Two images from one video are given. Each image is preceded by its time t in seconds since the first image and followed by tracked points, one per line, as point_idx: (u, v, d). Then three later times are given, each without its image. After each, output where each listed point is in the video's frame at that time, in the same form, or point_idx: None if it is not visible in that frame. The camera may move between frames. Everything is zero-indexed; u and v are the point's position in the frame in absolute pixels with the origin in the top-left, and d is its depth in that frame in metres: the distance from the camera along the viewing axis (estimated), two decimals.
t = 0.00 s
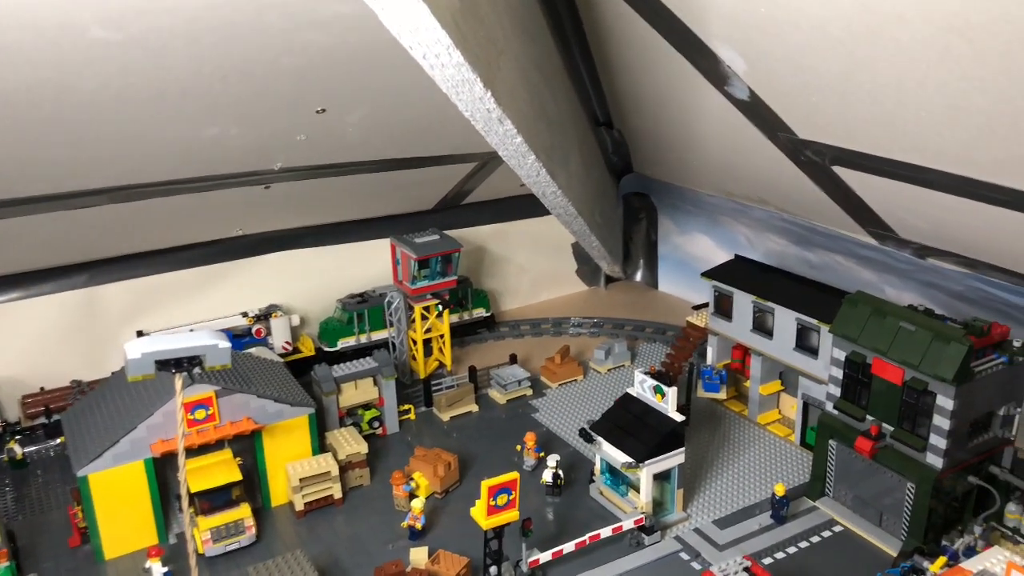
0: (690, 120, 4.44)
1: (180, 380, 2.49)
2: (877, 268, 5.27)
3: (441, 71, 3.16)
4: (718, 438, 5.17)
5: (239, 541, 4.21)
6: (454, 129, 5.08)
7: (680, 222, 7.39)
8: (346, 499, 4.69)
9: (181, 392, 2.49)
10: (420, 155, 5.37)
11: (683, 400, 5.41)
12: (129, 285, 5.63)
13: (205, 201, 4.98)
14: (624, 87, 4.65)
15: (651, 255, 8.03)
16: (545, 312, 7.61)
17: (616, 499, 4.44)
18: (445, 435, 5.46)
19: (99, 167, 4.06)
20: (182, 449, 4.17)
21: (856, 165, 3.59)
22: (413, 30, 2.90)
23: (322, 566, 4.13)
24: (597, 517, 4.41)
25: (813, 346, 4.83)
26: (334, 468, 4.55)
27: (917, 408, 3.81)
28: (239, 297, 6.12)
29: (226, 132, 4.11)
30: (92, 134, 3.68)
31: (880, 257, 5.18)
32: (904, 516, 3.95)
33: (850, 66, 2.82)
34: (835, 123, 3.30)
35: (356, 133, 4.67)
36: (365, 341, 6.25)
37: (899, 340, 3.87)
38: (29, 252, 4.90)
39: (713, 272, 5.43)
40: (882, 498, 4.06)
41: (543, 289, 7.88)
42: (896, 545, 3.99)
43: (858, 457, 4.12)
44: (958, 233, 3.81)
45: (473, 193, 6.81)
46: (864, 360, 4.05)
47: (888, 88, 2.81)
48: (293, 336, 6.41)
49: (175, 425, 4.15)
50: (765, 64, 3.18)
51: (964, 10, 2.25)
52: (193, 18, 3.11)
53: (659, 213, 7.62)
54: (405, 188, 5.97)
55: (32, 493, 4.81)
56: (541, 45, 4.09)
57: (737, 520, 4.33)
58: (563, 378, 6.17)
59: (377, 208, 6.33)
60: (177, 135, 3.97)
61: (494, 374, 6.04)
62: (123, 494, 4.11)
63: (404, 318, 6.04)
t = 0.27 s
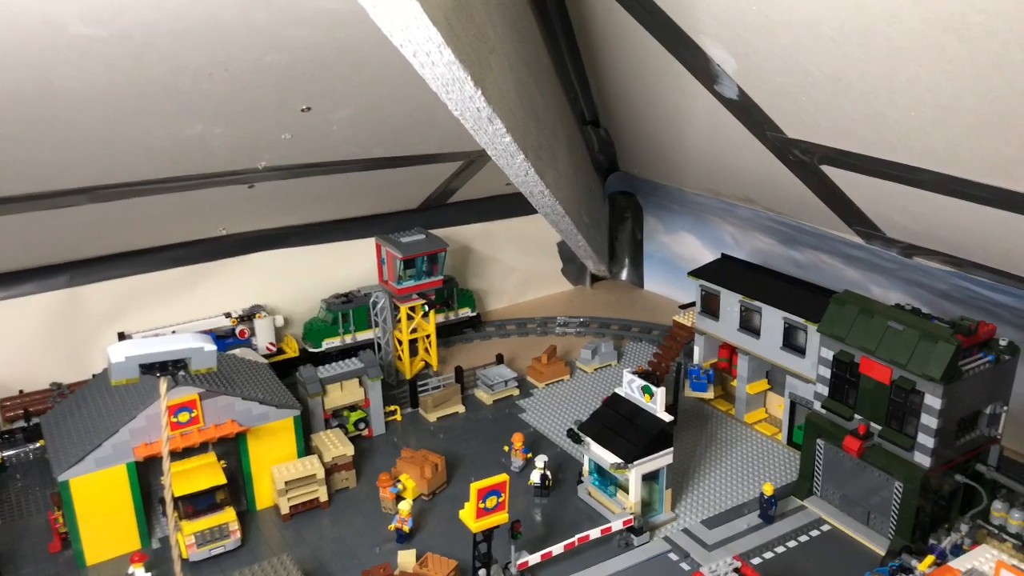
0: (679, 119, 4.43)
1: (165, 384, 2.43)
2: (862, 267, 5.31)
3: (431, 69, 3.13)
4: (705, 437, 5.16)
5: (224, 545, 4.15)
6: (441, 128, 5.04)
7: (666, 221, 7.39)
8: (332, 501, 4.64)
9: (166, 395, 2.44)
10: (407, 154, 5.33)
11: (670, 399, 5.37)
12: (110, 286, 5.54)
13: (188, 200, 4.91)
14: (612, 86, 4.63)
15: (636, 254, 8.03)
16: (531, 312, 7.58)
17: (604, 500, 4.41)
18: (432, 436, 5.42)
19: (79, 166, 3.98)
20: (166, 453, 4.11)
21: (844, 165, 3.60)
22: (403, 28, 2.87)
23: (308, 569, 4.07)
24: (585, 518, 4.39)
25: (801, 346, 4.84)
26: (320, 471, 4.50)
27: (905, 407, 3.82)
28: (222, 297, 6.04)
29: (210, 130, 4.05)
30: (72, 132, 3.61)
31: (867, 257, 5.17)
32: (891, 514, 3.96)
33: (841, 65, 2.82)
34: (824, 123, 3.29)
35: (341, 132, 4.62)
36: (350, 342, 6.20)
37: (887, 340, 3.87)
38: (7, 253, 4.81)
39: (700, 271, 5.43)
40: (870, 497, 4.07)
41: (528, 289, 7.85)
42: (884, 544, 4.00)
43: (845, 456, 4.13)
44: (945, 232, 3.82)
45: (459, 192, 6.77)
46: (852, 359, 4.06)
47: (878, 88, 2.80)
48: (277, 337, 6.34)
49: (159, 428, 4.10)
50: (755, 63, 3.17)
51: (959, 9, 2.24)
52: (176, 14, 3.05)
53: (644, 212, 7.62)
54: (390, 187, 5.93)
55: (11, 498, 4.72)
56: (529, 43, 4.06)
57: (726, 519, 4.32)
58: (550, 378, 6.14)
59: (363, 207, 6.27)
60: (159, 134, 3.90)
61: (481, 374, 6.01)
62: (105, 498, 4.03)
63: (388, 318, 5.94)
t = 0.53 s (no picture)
0: (664, 118, 4.44)
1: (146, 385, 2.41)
2: (845, 266, 5.34)
3: (417, 68, 3.12)
4: (690, 436, 5.18)
5: (208, 546, 4.11)
6: (426, 126, 5.02)
7: (650, 220, 7.41)
8: (317, 501, 4.60)
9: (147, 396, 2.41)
10: (392, 152, 5.31)
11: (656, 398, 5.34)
12: (91, 284, 5.48)
13: (170, 198, 4.86)
14: (597, 86, 4.63)
15: (621, 253, 8.04)
16: (516, 311, 7.58)
17: (589, 498, 4.42)
18: (417, 435, 5.40)
19: (59, 164, 3.93)
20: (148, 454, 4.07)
21: (828, 165, 3.62)
22: (389, 26, 2.86)
23: (292, 570, 4.05)
24: (571, 517, 4.40)
25: (784, 344, 4.86)
26: (305, 471, 4.48)
27: (888, 406, 3.85)
28: (205, 296, 5.99)
29: (192, 128, 4.00)
30: (52, 130, 3.56)
31: (850, 256, 5.22)
32: (874, 512, 3.99)
33: (827, 65, 2.83)
34: (809, 123, 3.31)
35: (325, 130, 4.59)
36: (334, 341, 6.18)
37: (870, 339, 3.90)
38: None
39: (684, 271, 5.44)
40: (852, 494, 4.10)
41: (513, 288, 7.85)
42: (867, 541, 4.03)
43: (828, 454, 4.16)
44: (927, 232, 3.85)
45: (444, 190, 6.75)
46: (836, 358, 4.09)
47: (863, 89, 2.82)
48: (260, 336, 6.30)
49: (141, 429, 4.05)
50: (741, 63, 3.18)
51: (944, 10, 2.26)
52: (158, 12, 3.02)
53: (629, 211, 7.64)
54: (375, 185, 5.90)
55: None
56: (515, 42, 4.05)
57: (711, 518, 4.34)
58: (535, 376, 6.15)
59: (347, 206, 6.24)
60: (140, 131, 3.86)
61: (466, 373, 6.02)
62: (86, 500, 3.99)
63: (373, 318, 5.90)
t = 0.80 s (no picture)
0: (651, 117, 4.44)
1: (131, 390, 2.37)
2: (831, 264, 5.36)
3: (406, 67, 3.10)
4: (678, 434, 5.18)
5: (194, 550, 4.05)
6: (413, 126, 4.99)
7: (637, 219, 7.41)
8: (304, 504, 4.57)
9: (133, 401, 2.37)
10: (378, 151, 5.27)
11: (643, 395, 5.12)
12: (73, 286, 5.41)
13: (154, 198, 4.81)
14: (584, 85, 4.62)
15: (607, 251, 8.04)
16: (503, 309, 7.57)
17: (578, 498, 4.41)
18: (405, 436, 5.37)
19: (41, 165, 3.87)
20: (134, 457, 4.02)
21: (816, 163, 3.62)
22: (378, 25, 2.84)
23: (280, 573, 4.01)
24: (561, 517, 4.38)
25: (772, 342, 4.87)
26: (293, 473, 4.44)
27: (876, 403, 3.87)
28: (190, 297, 5.93)
29: (176, 128, 3.96)
30: (32, 131, 3.51)
31: (836, 254, 5.24)
32: (863, 509, 4.00)
33: (815, 64, 2.83)
34: (797, 122, 3.31)
35: (310, 130, 4.56)
36: (320, 341, 6.13)
37: (858, 337, 3.91)
38: None
39: (672, 269, 5.44)
40: (841, 492, 4.12)
41: (500, 287, 7.83)
42: (855, 538, 4.05)
43: (817, 452, 4.17)
44: (913, 230, 3.87)
45: (430, 190, 6.72)
46: (823, 356, 4.10)
47: (851, 88, 2.82)
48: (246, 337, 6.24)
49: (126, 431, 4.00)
50: (729, 62, 3.18)
51: (934, 10, 2.26)
52: (141, 10, 2.98)
53: (615, 209, 7.64)
54: (361, 184, 5.87)
55: None
56: (503, 40, 4.04)
57: (700, 516, 4.34)
58: (523, 376, 6.13)
59: (333, 205, 6.20)
60: (124, 131, 3.81)
61: (454, 373, 5.99)
62: (70, 504, 3.93)
63: (359, 317, 5.82)
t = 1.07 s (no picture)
0: (645, 113, 4.42)
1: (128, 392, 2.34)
2: (824, 259, 5.36)
3: (404, 63, 3.08)
4: (672, 431, 5.18)
5: (187, 552, 4.03)
6: (405, 122, 4.96)
7: (628, 215, 7.40)
8: (298, 504, 4.53)
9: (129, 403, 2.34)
10: (369, 148, 5.23)
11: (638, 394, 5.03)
12: (60, 284, 5.34)
13: (142, 196, 4.74)
14: (578, 80, 4.59)
15: (598, 247, 8.02)
16: (494, 306, 7.54)
17: (574, 496, 4.40)
18: (398, 434, 5.33)
19: (28, 162, 3.81)
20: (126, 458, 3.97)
21: (811, 159, 3.62)
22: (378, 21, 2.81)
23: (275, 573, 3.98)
24: (556, 514, 4.37)
25: (766, 338, 4.87)
26: (286, 473, 4.40)
27: (872, 399, 3.87)
28: (179, 295, 5.87)
29: (165, 125, 3.90)
30: (19, 128, 3.44)
31: (829, 249, 5.24)
32: (858, 504, 4.01)
33: (814, 60, 2.82)
34: (793, 117, 3.30)
35: (301, 127, 4.51)
36: (311, 339, 6.06)
37: (853, 333, 3.92)
38: None
39: (665, 265, 5.43)
40: (836, 487, 4.13)
41: (491, 284, 7.80)
42: (851, 534, 4.06)
43: (812, 447, 4.18)
44: (908, 225, 3.87)
45: (421, 186, 6.67)
46: (819, 352, 4.10)
47: (850, 83, 2.81)
48: (235, 335, 6.18)
49: (117, 433, 3.95)
50: (726, 57, 3.16)
51: (936, 6, 2.24)
52: (131, 6, 2.92)
53: (606, 205, 7.63)
54: (351, 181, 5.82)
55: None
56: (498, 35, 4.00)
57: (696, 513, 4.34)
58: (516, 373, 6.11)
59: (323, 202, 6.14)
60: (113, 129, 3.75)
61: (446, 371, 5.96)
62: (60, 507, 3.88)
63: (352, 315, 5.89)
